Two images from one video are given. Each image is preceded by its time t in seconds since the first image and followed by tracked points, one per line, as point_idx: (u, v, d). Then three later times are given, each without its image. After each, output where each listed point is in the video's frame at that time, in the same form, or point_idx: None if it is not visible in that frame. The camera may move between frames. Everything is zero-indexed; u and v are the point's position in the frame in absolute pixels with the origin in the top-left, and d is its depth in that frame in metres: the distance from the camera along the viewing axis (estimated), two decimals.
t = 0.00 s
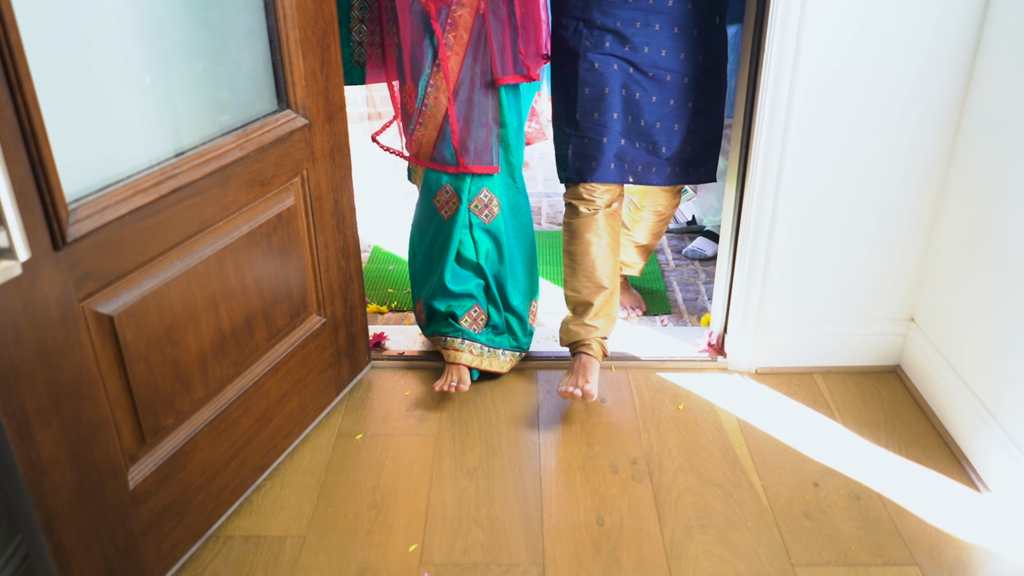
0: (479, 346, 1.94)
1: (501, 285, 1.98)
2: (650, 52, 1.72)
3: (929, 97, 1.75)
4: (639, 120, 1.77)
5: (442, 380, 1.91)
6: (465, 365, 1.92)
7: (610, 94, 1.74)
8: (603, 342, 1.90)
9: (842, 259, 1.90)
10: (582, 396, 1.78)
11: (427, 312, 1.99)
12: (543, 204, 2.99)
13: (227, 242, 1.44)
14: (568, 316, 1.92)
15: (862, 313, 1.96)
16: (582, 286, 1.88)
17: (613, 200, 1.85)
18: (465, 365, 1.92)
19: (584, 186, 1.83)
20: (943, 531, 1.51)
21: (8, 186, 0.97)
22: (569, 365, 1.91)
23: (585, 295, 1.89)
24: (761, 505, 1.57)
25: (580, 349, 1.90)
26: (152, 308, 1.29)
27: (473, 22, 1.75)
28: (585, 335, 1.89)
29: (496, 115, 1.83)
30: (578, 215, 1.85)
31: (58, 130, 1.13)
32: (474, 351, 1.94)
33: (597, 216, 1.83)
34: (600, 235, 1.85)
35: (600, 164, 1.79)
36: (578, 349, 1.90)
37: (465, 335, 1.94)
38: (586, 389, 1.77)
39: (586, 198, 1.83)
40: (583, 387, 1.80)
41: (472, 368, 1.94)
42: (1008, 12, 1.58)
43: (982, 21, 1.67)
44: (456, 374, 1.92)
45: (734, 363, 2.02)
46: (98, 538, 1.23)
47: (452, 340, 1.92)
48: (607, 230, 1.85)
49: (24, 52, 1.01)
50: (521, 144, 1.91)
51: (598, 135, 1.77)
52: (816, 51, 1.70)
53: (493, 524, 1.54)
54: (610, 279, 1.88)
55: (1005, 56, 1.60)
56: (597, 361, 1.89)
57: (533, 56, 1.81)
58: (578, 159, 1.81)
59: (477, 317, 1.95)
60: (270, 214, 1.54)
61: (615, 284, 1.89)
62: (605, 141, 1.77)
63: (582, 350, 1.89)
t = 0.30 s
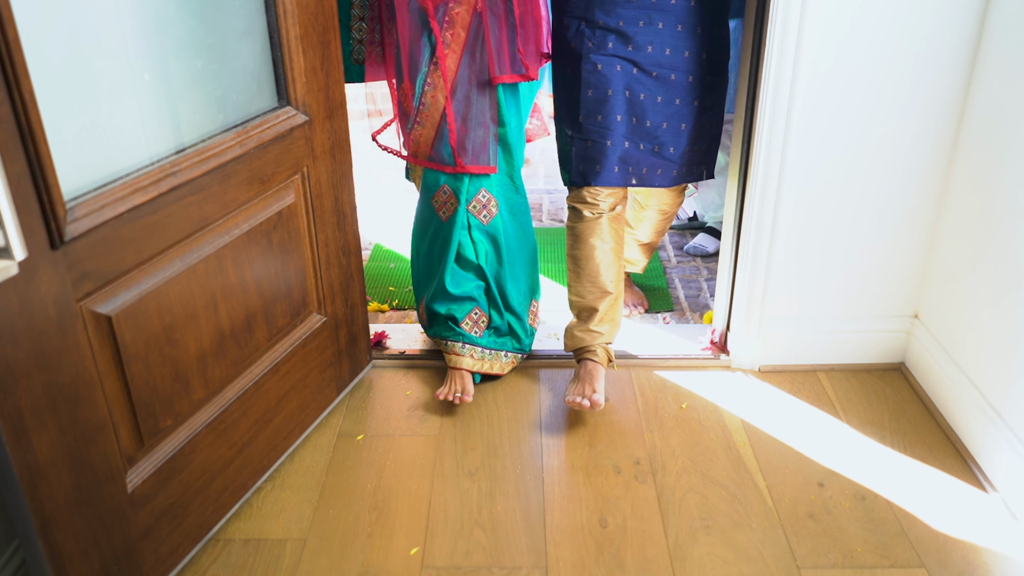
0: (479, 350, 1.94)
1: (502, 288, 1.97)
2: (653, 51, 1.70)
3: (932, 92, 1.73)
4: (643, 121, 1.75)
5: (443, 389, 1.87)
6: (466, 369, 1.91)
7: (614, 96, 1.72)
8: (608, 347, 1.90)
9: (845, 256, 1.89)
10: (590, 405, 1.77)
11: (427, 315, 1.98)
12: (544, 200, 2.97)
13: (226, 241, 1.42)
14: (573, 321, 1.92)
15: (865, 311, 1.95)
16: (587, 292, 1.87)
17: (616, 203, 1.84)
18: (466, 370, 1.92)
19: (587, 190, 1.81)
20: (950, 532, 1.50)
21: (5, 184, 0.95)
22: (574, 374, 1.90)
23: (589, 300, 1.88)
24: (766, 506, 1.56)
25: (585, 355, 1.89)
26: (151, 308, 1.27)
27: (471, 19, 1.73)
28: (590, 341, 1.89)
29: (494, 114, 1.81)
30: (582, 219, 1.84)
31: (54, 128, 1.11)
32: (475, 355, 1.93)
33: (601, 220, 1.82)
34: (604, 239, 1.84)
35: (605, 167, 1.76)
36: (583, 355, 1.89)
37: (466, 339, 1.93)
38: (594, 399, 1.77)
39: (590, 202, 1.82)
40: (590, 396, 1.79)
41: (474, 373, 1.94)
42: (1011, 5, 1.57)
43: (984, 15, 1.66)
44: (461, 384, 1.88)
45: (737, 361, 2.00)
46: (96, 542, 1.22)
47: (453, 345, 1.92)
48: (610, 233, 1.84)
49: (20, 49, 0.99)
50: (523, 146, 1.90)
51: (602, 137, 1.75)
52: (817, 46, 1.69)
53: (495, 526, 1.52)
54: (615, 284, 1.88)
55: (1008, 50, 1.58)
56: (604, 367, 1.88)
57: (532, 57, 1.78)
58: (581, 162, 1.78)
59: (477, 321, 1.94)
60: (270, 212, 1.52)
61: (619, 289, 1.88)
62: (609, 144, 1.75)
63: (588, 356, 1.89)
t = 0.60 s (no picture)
0: (479, 353, 1.93)
1: (501, 291, 1.96)
2: (654, 53, 1.69)
3: (932, 92, 1.73)
4: (645, 125, 1.74)
5: (448, 394, 1.86)
6: (467, 373, 1.90)
7: (615, 101, 1.71)
8: (612, 355, 1.91)
9: (845, 257, 1.88)
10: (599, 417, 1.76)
11: (428, 318, 1.98)
12: (543, 199, 2.96)
13: (225, 242, 1.41)
14: (576, 330, 1.92)
15: (865, 311, 1.94)
16: (591, 300, 1.88)
17: (619, 210, 1.84)
18: (467, 374, 1.91)
19: (590, 198, 1.81)
20: (953, 534, 1.50)
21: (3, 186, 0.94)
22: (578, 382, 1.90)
23: (593, 310, 1.88)
24: (769, 509, 1.56)
25: (589, 363, 1.90)
26: (150, 311, 1.26)
27: (468, 20, 1.72)
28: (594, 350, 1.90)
29: (490, 115, 1.79)
30: (585, 227, 1.84)
31: (53, 129, 1.10)
32: (475, 358, 1.92)
33: (605, 228, 1.82)
34: (608, 248, 1.84)
35: (607, 173, 1.76)
36: (587, 364, 1.90)
37: (466, 342, 1.92)
38: (604, 412, 1.76)
39: (593, 210, 1.82)
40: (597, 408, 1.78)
41: (474, 376, 1.93)
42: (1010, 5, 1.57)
43: (983, 14, 1.66)
44: (462, 392, 1.86)
45: (738, 361, 2.00)
46: (94, 548, 1.21)
47: (453, 348, 1.92)
48: (613, 241, 1.84)
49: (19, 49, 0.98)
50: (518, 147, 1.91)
51: (604, 143, 1.74)
52: (817, 46, 1.68)
53: (495, 530, 1.52)
54: (619, 293, 1.89)
55: (1008, 50, 1.58)
56: (608, 375, 1.89)
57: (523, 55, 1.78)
58: (584, 168, 1.78)
59: (477, 323, 1.94)
60: (269, 212, 1.51)
61: (623, 297, 1.89)
62: (611, 150, 1.74)
63: (592, 365, 1.89)
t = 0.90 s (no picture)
0: (479, 358, 1.93)
1: (500, 294, 1.97)
2: (653, 60, 1.69)
3: (932, 96, 1.72)
4: (645, 134, 1.75)
5: (449, 401, 1.85)
6: (466, 379, 1.90)
7: (614, 109, 1.71)
8: (612, 366, 1.90)
9: (846, 260, 1.88)
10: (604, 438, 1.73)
11: (425, 325, 1.98)
12: (544, 203, 2.96)
13: (224, 247, 1.41)
14: (576, 341, 1.91)
15: (866, 315, 1.94)
16: (591, 311, 1.88)
17: (617, 219, 1.84)
18: (466, 379, 1.90)
19: (589, 207, 1.81)
20: (954, 540, 1.49)
21: None
22: (579, 393, 1.89)
23: (592, 321, 1.88)
24: (769, 514, 1.55)
25: (590, 376, 1.89)
26: (148, 316, 1.26)
27: (465, 26, 1.73)
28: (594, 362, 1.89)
29: (485, 122, 1.81)
30: (584, 236, 1.84)
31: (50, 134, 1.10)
32: (474, 363, 1.92)
33: (604, 237, 1.82)
34: (607, 257, 1.84)
35: (606, 182, 1.76)
36: (587, 375, 1.89)
37: (464, 348, 1.93)
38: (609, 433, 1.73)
39: (592, 219, 1.82)
40: (601, 427, 1.75)
41: (474, 381, 1.93)
42: (1009, 7, 1.57)
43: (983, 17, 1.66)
44: (463, 399, 1.85)
45: (738, 365, 1.99)
46: (91, 554, 1.20)
47: (451, 354, 1.91)
48: (612, 250, 1.85)
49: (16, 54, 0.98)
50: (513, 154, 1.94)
51: (602, 152, 1.74)
52: (817, 49, 1.68)
53: (494, 536, 1.51)
54: (618, 303, 1.88)
55: (1008, 53, 1.58)
56: (609, 387, 1.88)
57: (516, 60, 1.78)
58: (583, 177, 1.77)
59: (475, 329, 1.94)
60: (269, 217, 1.51)
61: (623, 307, 1.89)
62: (610, 158, 1.74)
63: (592, 377, 1.88)
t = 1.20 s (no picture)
0: (477, 368, 1.94)
1: (496, 302, 1.99)
2: (650, 73, 1.70)
3: (929, 105, 1.73)
4: (642, 148, 1.76)
5: (448, 409, 1.86)
6: (465, 388, 1.91)
7: (611, 122, 1.72)
8: (612, 380, 1.91)
9: (844, 270, 1.89)
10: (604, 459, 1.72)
11: (423, 335, 1.99)
12: (543, 214, 2.97)
13: (223, 257, 1.42)
14: (575, 355, 1.92)
15: (864, 323, 1.94)
16: (589, 326, 1.89)
17: (615, 233, 1.85)
18: (465, 388, 1.91)
19: (586, 221, 1.82)
20: (952, 549, 1.49)
21: None
22: (578, 406, 1.89)
23: (590, 336, 1.89)
24: (766, 521, 1.55)
25: (589, 390, 1.90)
26: (147, 326, 1.27)
27: (463, 39, 1.76)
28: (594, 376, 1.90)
29: (483, 134, 1.84)
30: (582, 252, 1.85)
31: (49, 146, 1.11)
32: (472, 372, 1.93)
33: (602, 252, 1.83)
34: (605, 275, 1.86)
35: (602, 197, 1.77)
36: (587, 389, 1.90)
37: (462, 357, 1.94)
38: (608, 455, 1.72)
39: (589, 233, 1.83)
40: (600, 445, 1.74)
41: (472, 390, 1.94)
42: (1007, 17, 1.58)
43: (981, 27, 1.66)
44: (462, 406, 1.87)
45: (736, 374, 2.00)
46: (89, 562, 1.21)
47: (449, 363, 1.92)
48: (610, 266, 1.86)
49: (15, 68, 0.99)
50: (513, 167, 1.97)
51: (599, 166, 1.75)
52: (813, 59, 1.69)
53: (492, 544, 1.51)
54: (616, 318, 1.89)
55: (1005, 62, 1.59)
56: (608, 401, 1.89)
57: (511, 71, 1.80)
58: (578, 191, 1.79)
59: (473, 338, 1.96)
60: (267, 228, 1.52)
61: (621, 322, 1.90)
62: (606, 172, 1.76)
63: (592, 391, 1.89)
